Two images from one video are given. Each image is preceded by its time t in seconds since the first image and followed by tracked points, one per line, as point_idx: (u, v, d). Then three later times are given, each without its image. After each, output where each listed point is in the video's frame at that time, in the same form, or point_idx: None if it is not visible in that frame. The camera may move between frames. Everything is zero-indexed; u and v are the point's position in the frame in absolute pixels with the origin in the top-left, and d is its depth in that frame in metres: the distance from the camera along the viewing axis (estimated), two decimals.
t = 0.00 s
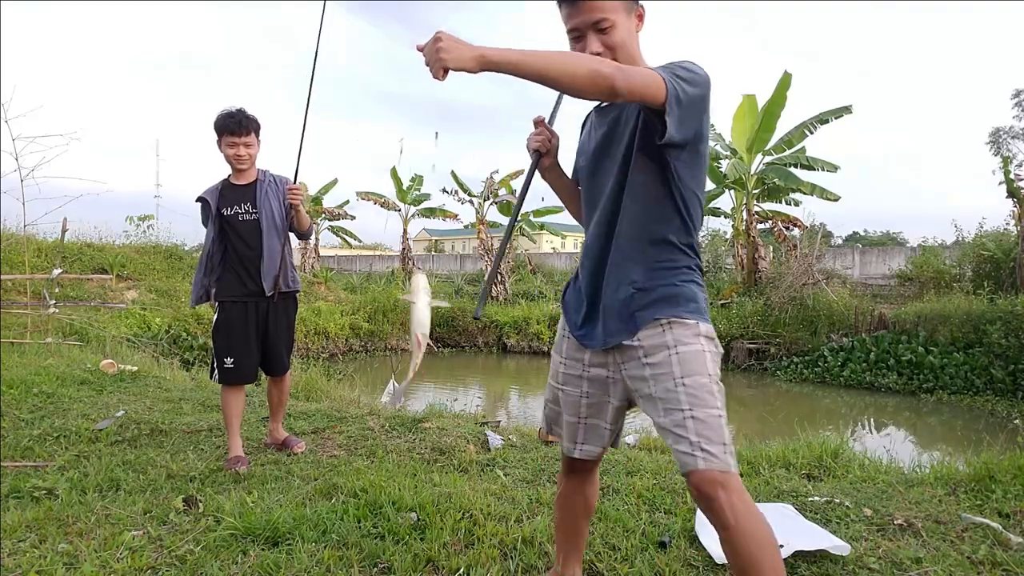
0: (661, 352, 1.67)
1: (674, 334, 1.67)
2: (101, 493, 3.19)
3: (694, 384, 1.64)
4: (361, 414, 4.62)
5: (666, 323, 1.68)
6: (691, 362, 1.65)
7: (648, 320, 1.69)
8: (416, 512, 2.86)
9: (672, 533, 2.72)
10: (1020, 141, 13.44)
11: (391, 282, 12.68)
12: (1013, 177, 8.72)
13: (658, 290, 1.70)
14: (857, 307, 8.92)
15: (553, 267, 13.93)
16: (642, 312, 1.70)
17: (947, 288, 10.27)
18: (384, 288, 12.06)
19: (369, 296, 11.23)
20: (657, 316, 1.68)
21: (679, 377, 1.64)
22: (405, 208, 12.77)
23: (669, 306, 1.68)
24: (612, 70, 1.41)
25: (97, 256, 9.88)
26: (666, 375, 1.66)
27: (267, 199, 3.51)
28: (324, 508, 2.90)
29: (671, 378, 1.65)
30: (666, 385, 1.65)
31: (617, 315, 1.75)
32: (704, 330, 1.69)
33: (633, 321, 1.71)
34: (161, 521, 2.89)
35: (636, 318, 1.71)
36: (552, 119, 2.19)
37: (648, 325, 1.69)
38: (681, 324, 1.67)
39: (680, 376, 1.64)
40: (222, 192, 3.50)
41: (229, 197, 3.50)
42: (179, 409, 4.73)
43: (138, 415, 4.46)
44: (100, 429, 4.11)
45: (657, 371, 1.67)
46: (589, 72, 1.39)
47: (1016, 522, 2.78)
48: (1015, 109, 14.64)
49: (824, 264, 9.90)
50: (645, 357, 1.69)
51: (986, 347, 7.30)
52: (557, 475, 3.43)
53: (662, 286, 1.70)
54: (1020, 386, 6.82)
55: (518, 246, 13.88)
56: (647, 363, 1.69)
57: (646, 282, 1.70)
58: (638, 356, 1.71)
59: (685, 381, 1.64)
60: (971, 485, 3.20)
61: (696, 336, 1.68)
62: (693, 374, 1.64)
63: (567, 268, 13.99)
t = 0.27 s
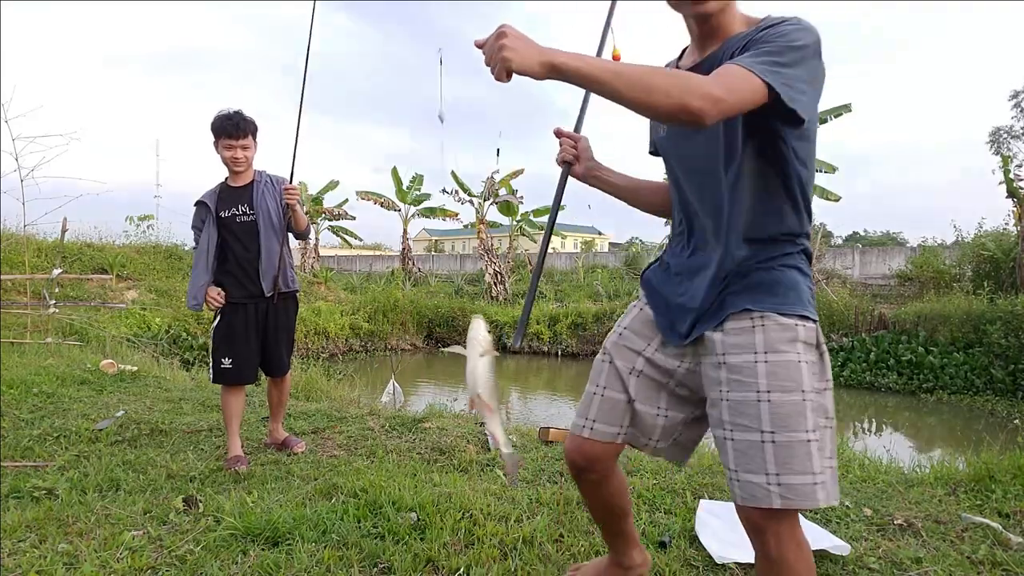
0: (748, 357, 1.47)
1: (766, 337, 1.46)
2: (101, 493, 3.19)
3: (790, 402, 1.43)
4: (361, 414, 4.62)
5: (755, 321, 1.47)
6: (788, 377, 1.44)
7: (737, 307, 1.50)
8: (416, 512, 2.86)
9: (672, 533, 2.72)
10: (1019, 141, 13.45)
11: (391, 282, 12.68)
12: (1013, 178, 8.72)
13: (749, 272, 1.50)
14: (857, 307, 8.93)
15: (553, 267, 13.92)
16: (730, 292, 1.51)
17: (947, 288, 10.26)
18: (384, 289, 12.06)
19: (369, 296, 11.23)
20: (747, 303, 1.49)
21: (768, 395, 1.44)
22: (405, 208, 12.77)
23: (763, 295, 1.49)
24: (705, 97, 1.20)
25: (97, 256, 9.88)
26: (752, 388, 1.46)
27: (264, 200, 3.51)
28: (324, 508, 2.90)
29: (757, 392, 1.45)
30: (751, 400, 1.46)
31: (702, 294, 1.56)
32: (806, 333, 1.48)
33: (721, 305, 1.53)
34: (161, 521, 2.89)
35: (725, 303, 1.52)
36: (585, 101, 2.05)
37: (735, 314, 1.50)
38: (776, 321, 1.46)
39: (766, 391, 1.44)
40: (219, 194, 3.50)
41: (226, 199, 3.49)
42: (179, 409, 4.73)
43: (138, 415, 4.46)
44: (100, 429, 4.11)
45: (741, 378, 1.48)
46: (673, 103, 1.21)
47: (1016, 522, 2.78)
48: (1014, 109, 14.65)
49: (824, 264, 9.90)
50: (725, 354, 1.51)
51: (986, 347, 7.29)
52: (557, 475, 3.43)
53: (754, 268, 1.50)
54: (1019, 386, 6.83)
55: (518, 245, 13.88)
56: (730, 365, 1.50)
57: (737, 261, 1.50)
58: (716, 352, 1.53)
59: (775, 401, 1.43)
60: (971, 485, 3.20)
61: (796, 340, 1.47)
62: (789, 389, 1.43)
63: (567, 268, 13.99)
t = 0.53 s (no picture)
0: (815, 360, 1.39)
1: (831, 338, 1.38)
2: (101, 493, 3.19)
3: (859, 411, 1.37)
4: (360, 414, 4.62)
5: (822, 318, 1.39)
6: (856, 381, 1.37)
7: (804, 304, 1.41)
8: (416, 512, 2.85)
9: (672, 533, 2.73)
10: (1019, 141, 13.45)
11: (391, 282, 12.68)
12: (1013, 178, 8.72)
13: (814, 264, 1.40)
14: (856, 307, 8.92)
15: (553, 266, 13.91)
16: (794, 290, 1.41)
17: (947, 288, 10.26)
18: (384, 288, 12.06)
19: (369, 296, 11.23)
20: (815, 297, 1.40)
21: (835, 403, 1.37)
22: (405, 208, 12.76)
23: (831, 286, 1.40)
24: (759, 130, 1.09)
25: (97, 256, 9.87)
26: (818, 395, 1.38)
27: (263, 200, 3.51)
28: (324, 508, 2.89)
29: (823, 399, 1.38)
30: (817, 407, 1.38)
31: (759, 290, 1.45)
32: (873, 332, 1.42)
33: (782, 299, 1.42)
34: (161, 521, 2.89)
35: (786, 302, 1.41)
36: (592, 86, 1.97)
37: (800, 311, 1.41)
38: (840, 318, 1.39)
39: (833, 398, 1.38)
40: (217, 195, 3.49)
41: (225, 199, 3.49)
42: (179, 409, 4.72)
43: (138, 415, 4.46)
44: (100, 429, 4.11)
45: (807, 382, 1.39)
46: (727, 134, 1.09)
47: (1016, 522, 2.78)
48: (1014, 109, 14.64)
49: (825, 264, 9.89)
50: (785, 353, 1.41)
51: (986, 347, 7.29)
52: (558, 475, 3.43)
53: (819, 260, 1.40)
54: (1019, 386, 6.83)
55: (518, 245, 13.88)
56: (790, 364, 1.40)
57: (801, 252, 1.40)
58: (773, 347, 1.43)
59: (842, 410, 1.37)
60: (971, 484, 3.20)
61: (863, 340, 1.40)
62: (858, 396, 1.37)
63: (567, 268, 13.99)
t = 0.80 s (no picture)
0: (862, 383, 1.22)
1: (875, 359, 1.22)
2: (102, 493, 3.19)
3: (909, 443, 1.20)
4: (360, 414, 4.62)
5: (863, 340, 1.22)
6: (905, 406, 1.20)
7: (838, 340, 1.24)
8: (416, 512, 2.86)
9: (672, 533, 2.73)
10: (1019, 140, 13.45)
11: (391, 282, 12.68)
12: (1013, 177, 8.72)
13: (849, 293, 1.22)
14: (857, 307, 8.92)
15: (553, 266, 13.91)
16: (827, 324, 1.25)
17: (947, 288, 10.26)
18: (384, 288, 12.07)
19: (369, 296, 11.24)
20: (850, 325, 1.23)
21: (886, 432, 1.19)
22: (405, 208, 12.75)
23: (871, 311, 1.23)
24: (848, 140, 0.83)
25: (97, 256, 9.88)
26: (866, 423, 1.21)
27: (261, 200, 3.51)
28: (324, 508, 2.90)
29: (872, 428, 1.20)
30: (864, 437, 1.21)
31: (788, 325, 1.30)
32: (921, 354, 1.25)
33: (812, 336, 1.26)
34: (161, 521, 2.89)
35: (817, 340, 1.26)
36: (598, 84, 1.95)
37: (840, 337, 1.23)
38: (884, 344, 1.22)
39: (883, 427, 1.19)
40: (215, 196, 3.49)
41: (222, 201, 3.49)
42: (179, 409, 4.73)
43: (138, 415, 4.47)
44: (100, 429, 4.11)
45: (851, 409, 1.22)
46: (809, 139, 0.82)
47: (1016, 522, 2.78)
48: (1014, 109, 14.65)
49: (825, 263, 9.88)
50: (827, 381, 1.25)
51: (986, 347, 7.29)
52: (558, 475, 3.43)
53: (852, 291, 1.22)
54: (1019, 386, 6.83)
55: (518, 245, 13.88)
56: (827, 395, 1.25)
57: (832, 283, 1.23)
58: (814, 376, 1.27)
59: (893, 439, 1.19)
60: (971, 484, 3.20)
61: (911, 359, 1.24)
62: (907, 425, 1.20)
63: (567, 267, 13.99)
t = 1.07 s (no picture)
0: (902, 403, 1.15)
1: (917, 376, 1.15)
2: (102, 493, 3.19)
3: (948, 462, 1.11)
4: (360, 414, 4.63)
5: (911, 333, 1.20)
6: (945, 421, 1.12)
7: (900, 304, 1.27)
8: (416, 512, 2.86)
9: (672, 533, 2.73)
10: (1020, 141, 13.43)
11: (391, 282, 12.67)
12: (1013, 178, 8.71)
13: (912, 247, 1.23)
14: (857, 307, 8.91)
15: (553, 266, 13.91)
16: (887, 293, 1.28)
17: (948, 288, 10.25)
18: (384, 288, 12.06)
19: (369, 296, 11.23)
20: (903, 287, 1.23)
21: (916, 454, 1.11)
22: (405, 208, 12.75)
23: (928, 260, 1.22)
24: None
25: (97, 257, 9.88)
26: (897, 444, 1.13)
27: (259, 201, 3.52)
28: (324, 508, 2.90)
29: (904, 450, 1.12)
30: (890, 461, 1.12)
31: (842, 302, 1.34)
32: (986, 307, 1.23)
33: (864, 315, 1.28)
34: (161, 521, 2.89)
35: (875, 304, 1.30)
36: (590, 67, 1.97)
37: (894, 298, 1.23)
38: (940, 326, 1.18)
39: (932, 354, 1.16)
40: (213, 197, 3.49)
41: (220, 202, 3.49)
42: (179, 409, 4.73)
43: (138, 415, 4.47)
44: (100, 429, 4.12)
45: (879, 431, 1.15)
46: None
47: (1016, 522, 2.79)
48: (1015, 109, 14.63)
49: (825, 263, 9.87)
50: (878, 334, 1.25)
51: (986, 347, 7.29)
52: (558, 475, 3.43)
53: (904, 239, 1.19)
54: (1019, 386, 6.83)
55: (518, 245, 13.88)
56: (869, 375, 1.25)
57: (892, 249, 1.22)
58: (863, 338, 1.28)
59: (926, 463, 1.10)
60: (972, 484, 3.20)
61: (967, 370, 1.15)
62: (946, 451, 1.11)
63: (568, 267, 13.99)
